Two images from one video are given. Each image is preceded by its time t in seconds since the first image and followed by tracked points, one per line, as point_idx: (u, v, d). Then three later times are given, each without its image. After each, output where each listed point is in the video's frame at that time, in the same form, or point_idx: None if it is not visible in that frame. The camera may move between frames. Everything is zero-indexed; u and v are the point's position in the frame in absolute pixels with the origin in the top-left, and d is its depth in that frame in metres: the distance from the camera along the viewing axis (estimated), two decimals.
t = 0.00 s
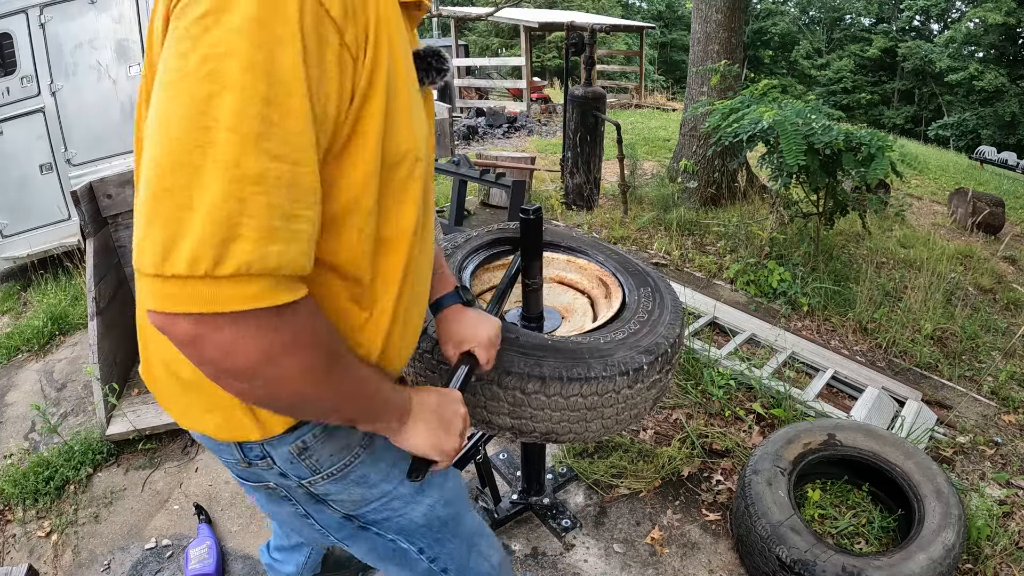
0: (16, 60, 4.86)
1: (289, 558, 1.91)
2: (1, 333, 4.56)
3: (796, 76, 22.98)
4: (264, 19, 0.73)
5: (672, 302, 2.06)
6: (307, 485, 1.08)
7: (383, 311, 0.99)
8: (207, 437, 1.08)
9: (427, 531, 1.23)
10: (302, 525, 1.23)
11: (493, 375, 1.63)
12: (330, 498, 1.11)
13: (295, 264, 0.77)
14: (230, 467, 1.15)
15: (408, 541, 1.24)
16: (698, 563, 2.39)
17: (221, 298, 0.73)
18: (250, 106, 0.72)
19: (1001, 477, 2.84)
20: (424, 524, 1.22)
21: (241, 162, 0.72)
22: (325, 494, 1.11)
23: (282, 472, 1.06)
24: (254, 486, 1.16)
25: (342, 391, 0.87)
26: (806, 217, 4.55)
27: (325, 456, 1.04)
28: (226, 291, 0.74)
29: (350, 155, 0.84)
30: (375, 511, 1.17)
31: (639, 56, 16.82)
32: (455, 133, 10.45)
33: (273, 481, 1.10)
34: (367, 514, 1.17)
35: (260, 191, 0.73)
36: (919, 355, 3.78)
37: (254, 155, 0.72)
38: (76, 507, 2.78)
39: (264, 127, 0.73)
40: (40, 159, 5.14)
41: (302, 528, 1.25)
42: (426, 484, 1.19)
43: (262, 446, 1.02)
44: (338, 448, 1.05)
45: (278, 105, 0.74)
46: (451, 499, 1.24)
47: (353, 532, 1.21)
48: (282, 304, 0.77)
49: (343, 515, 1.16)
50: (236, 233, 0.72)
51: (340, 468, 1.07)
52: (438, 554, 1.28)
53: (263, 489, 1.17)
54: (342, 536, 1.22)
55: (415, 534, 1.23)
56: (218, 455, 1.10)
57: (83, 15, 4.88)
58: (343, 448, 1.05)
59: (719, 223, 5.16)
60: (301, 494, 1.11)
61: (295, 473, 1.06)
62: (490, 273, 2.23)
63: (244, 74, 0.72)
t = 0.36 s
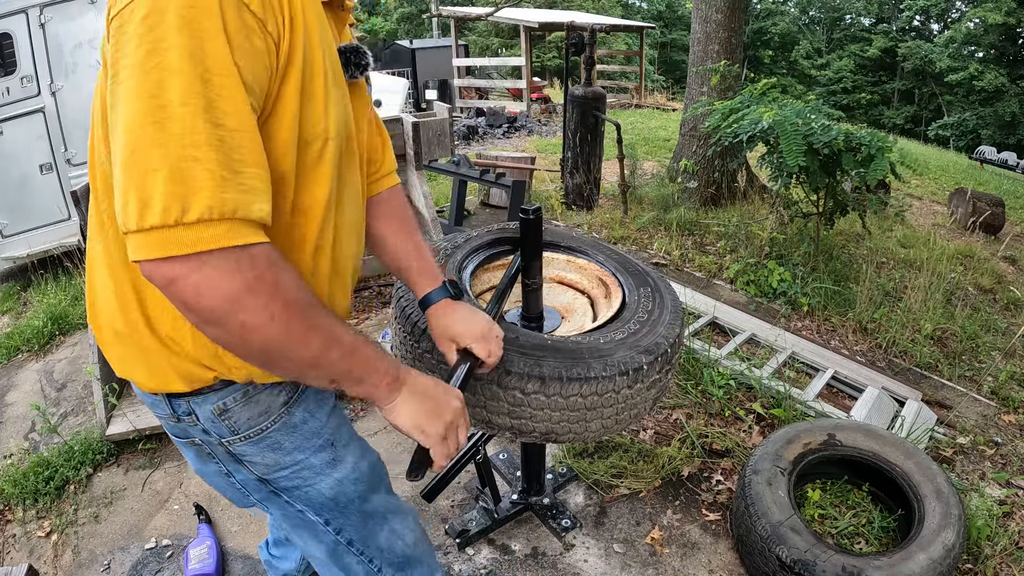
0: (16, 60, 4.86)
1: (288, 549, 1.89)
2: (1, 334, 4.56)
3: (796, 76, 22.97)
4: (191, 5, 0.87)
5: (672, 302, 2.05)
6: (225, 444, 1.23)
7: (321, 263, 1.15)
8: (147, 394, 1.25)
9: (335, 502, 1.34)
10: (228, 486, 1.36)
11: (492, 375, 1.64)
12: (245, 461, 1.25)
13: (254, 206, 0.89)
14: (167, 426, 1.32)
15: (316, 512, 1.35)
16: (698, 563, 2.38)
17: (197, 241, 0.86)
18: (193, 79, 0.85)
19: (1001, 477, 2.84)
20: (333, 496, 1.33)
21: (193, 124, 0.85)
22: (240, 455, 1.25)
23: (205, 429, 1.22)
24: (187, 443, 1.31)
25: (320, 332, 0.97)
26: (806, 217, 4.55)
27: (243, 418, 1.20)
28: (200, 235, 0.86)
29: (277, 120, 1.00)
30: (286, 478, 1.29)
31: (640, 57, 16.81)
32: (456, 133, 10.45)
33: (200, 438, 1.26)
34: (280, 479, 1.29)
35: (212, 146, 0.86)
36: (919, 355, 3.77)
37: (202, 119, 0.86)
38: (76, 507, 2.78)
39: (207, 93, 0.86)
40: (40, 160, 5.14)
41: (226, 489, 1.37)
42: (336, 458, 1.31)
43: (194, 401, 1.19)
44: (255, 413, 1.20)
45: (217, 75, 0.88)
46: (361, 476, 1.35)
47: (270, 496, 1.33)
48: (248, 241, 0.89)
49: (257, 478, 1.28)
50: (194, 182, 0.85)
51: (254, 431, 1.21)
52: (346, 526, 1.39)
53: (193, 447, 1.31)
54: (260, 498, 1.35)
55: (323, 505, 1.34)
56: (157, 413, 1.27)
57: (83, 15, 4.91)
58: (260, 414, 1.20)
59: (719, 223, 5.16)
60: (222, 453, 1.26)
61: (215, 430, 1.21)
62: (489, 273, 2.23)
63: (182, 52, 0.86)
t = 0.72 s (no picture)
0: (16, 60, 4.87)
1: (287, 552, 1.91)
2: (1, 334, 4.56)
3: (796, 76, 22.97)
4: (301, 2, 0.82)
5: (672, 303, 2.05)
6: (257, 447, 1.24)
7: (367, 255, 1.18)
8: (167, 404, 1.24)
9: (361, 501, 1.35)
10: (243, 499, 1.33)
11: (493, 375, 1.64)
12: (274, 462, 1.26)
13: (409, 198, 0.89)
14: (183, 439, 1.28)
15: (342, 513, 1.35)
16: (698, 563, 2.38)
17: (359, 250, 0.83)
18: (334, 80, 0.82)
19: (1001, 477, 2.84)
20: (359, 495, 1.34)
21: (336, 127, 0.82)
22: (271, 456, 1.26)
23: (235, 433, 1.23)
24: (203, 458, 1.29)
25: (473, 315, 0.98)
26: (806, 217, 4.56)
27: (277, 418, 1.23)
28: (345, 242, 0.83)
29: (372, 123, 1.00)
30: (314, 480, 1.30)
31: (640, 57, 16.81)
32: (456, 133, 10.46)
33: (226, 446, 1.25)
34: (308, 480, 1.30)
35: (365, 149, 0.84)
36: (919, 355, 3.77)
37: (337, 131, 0.82)
38: (76, 507, 2.78)
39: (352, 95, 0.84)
40: (40, 159, 5.14)
41: (241, 502, 1.35)
42: (363, 456, 1.33)
43: (227, 406, 1.20)
44: (287, 413, 1.24)
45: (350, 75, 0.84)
46: (385, 474, 1.37)
47: (291, 502, 1.33)
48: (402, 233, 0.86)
49: (284, 481, 1.29)
50: (360, 188, 0.83)
51: (288, 431, 1.24)
52: (370, 527, 1.39)
53: (209, 461, 1.29)
54: (281, 506, 1.34)
55: (349, 505, 1.34)
56: (178, 422, 1.25)
57: (83, 15, 4.89)
58: (294, 412, 1.24)
59: (718, 223, 5.17)
60: (250, 457, 1.26)
61: (246, 433, 1.23)
62: (489, 273, 2.23)
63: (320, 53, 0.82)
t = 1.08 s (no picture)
0: (17, 60, 4.90)
1: (286, 555, 1.91)
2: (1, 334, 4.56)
3: (796, 76, 22.96)
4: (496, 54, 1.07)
5: (673, 303, 2.05)
6: (335, 434, 1.29)
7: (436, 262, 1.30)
8: (246, 406, 1.24)
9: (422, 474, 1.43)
10: (308, 497, 1.36)
11: (494, 376, 1.65)
12: (350, 447, 1.32)
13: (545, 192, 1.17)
14: (252, 445, 1.29)
15: (408, 490, 1.42)
16: (698, 563, 2.39)
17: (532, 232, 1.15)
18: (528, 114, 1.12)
19: (1000, 477, 2.84)
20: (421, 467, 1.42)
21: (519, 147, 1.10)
22: (347, 441, 1.32)
23: (314, 425, 1.27)
24: (273, 458, 1.30)
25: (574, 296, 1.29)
26: (806, 217, 4.56)
27: (352, 401, 1.30)
28: (535, 226, 1.15)
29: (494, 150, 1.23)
30: (385, 458, 1.37)
31: (640, 57, 16.80)
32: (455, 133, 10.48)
33: (302, 440, 1.29)
34: (380, 460, 1.37)
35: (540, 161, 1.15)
36: (919, 355, 3.77)
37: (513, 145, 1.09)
38: (76, 507, 2.79)
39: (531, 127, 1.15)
40: (40, 159, 5.14)
41: (306, 502, 1.37)
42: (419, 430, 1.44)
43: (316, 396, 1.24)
44: (358, 394, 1.31)
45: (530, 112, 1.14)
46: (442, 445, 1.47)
47: (359, 489, 1.37)
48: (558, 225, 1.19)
49: (358, 465, 1.35)
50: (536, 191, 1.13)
51: (362, 412, 1.32)
52: (431, 502, 1.45)
53: (280, 461, 1.31)
54: (350, 496, 1.37)
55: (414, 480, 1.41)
56: (249, 425, 1.26)
57: (83, 15, 4.88)
58: (363, 394, 1.32)
59: (719, 223, 5.16)
60: (327, 446, 1.30)
61: (326, 422, 1.28)
62: (489, 272, 2.23)
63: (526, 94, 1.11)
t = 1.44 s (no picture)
0: (17, 60, 4.91)
1: (287, 557, 1.92)
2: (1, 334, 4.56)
3: (796, 76, 22.97)
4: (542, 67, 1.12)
5: (674, 306, 2.05)
6: (385, 416, 1.29)
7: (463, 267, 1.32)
8: (303, 391, 1.24)
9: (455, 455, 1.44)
10: (352, 481, 1.34)
11: (498, 384, 1.65)
12: (396, 428, 1.32)
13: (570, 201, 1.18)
14: (304, 428, 1.28)
15: (445, 471, 1.42)
16: (698, 563, 2.39)
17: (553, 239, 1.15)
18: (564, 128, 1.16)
19: (1000, 477, 2.84)
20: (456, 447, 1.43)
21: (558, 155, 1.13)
22: (394, 421, 1.31)
23: (366, 406, 1.26)
24: (322, 442, 1.29)
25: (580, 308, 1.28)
26: (806, 217, 4.56)
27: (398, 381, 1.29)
28: (565, 233, 1.15)
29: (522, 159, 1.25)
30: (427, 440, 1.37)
31: (640, 57, 16.81)
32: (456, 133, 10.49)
33: (353, 422, 1.28)
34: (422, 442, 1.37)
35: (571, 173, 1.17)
36: (919, 355, 3.77)
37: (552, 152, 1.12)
38: (76, 507, 2.79)
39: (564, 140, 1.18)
40: (40, 159, 5.14)
41: (350, 487, 1.35)
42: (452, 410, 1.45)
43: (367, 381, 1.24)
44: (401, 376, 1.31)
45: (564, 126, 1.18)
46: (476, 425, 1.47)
47: (403, 472, 1.35)
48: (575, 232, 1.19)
49: (402, 447, 1.34)
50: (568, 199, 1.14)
51: (405, 393, 1.32)
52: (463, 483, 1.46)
53: (329, 445, 1.30)
54: (394, 480, 1.36)
55: (449, 461, 1.42)
56: (303, 408, 1.25)
57: (83, 15, 4.88)
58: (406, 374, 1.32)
59: (719, 223, 5.17)
60: (375, 428, 1.30)
61: (375, 404, 1.27)
62: (490, 273, 2.22)
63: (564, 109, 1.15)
